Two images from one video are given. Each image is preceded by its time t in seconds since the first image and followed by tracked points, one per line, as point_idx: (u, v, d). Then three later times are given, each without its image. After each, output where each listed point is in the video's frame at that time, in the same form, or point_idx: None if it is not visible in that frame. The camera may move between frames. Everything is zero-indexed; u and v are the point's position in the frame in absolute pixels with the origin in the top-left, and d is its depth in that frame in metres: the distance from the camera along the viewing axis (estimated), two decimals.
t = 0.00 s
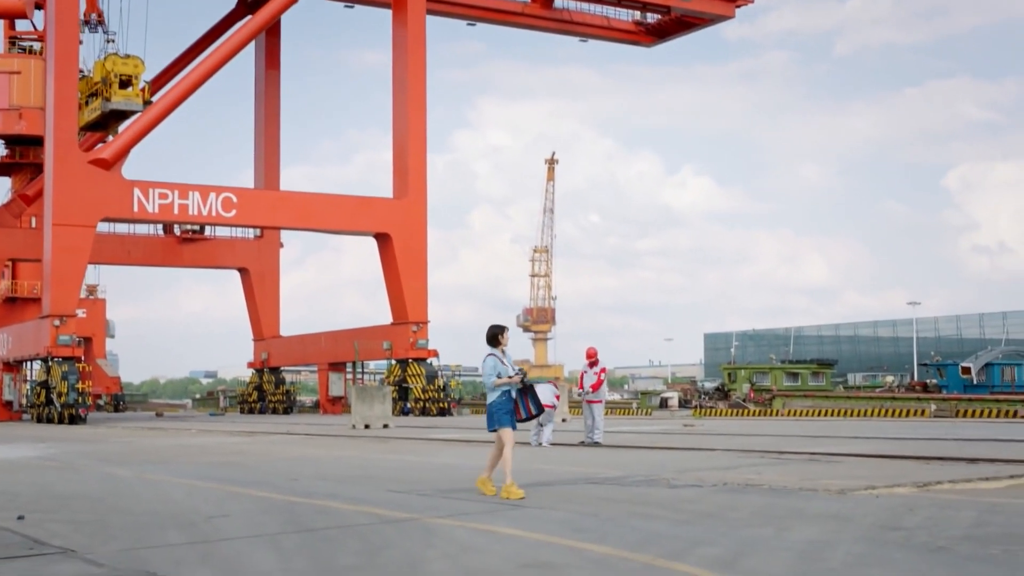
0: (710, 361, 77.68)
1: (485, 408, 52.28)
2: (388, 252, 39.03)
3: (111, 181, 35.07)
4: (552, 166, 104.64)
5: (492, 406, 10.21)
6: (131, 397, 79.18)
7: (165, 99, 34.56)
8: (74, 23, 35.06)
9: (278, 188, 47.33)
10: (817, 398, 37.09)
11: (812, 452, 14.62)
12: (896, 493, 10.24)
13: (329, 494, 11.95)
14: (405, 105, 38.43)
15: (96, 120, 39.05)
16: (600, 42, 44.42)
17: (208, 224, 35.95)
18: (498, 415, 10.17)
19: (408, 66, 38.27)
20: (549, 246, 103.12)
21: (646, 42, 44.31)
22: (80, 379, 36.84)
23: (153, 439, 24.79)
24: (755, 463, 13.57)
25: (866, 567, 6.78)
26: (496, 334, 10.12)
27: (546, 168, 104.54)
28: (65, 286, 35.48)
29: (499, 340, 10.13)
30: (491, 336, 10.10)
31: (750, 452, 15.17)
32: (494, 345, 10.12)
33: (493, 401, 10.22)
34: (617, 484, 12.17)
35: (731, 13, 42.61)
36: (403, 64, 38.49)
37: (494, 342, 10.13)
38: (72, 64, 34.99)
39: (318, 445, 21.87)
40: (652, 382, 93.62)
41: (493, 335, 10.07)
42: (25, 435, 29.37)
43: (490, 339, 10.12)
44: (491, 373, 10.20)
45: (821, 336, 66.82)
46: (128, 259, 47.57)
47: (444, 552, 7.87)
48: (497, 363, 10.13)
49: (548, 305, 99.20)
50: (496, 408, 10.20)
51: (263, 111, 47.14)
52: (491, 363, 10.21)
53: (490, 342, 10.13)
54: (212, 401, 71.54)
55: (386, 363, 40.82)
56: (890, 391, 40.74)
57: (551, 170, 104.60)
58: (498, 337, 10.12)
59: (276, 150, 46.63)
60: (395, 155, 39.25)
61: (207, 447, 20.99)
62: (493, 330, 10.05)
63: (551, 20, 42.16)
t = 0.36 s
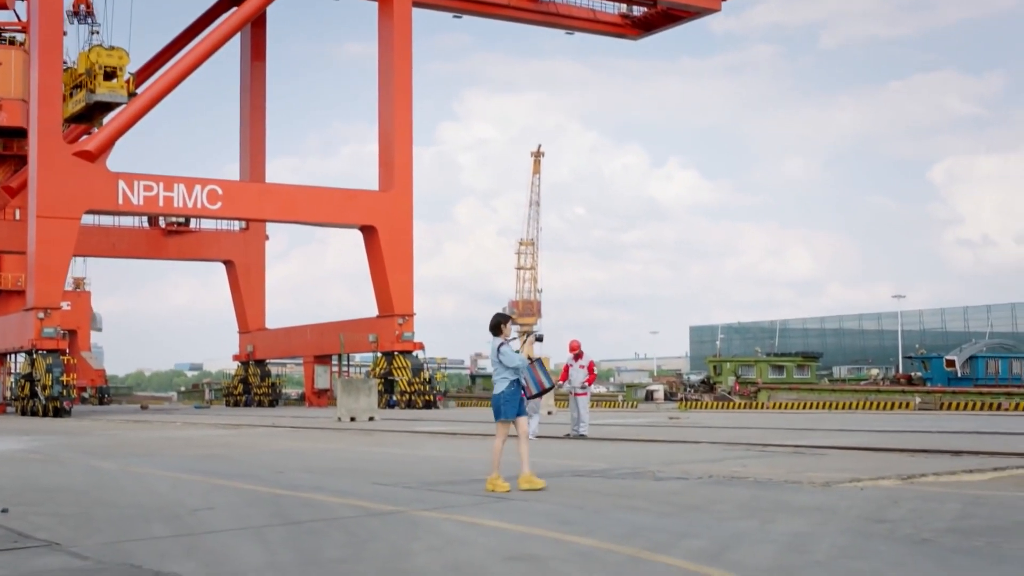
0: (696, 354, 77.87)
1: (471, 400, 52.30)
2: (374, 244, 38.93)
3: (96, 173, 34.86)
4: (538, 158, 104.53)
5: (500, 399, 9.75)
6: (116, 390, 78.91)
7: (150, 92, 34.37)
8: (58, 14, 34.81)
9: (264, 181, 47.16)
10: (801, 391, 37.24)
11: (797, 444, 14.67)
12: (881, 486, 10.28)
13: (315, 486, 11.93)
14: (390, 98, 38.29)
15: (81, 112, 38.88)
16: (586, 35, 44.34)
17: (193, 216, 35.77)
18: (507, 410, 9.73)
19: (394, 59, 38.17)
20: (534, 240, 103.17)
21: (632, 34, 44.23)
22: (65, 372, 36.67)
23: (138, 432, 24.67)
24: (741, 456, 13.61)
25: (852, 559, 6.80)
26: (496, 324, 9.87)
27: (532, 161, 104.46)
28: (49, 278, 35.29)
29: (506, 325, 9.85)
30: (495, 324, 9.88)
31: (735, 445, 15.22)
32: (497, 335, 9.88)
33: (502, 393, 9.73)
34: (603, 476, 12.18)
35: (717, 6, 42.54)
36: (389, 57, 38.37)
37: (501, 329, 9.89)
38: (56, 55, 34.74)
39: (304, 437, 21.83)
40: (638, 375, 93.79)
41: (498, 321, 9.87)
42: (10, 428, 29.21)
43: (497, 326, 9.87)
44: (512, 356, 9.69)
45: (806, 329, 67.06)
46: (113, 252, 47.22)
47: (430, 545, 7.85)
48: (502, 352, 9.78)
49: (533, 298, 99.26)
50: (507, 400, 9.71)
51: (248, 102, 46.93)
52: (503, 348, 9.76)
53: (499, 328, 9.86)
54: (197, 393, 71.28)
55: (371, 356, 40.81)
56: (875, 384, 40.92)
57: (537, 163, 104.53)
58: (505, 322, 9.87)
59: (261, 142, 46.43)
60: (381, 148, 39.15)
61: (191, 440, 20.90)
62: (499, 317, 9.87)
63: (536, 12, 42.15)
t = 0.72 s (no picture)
0: (681, 349, 77.97)
1: (456, 395, 52.28)
2: (358, 239, 38.85)
3: (80, 168, 34.64)
4: (523, 153, 104.47)
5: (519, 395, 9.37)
6: (99, 385, 78.58)
7: (135, 84, 34.17)
8: (42, 7, 34.56)
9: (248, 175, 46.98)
10: (786, 386, 37.36)
11: (782, 439, 14.71)
12: (865, 480, 10.30)
13: (300, 481, 11.88)
14: (376, 92, 38.20)
15: (64, 106, 38.60)
16: (571, 30, 44.27)
17: (178, 211, 35.54)
18: (528, 404, 9.34)
19: (379, 53, 38.04)
20: (519, 234, 103.19)
21: (617, 30, 44.16)
22: (48, 367, 36.40)
23: (122, 427, 24.57)
24: (724, 451, 13.63)
25: (835, 553, 6.81)
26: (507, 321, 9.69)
27: (517, 156, 104.43)
28: (33, 273, 35.11)
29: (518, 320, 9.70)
30: (507, 321, 9.70)
31: (719, 439, 15.24)
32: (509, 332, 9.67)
33: (521, 388, 9.37)
34: (588, 471, 12.17)
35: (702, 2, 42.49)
36: (373, 52, 38.26)
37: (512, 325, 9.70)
38: (39, 49, 34.50)
39: (288, 432, 21.78)
40: (623, 370, 93.86)
41: (510, 317, 9.68)
42: None
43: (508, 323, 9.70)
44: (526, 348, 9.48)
45: (790, 324, 67.29)
46: (97, 247, 46.93)
47: (415, 539, 7.83)
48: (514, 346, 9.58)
49: (519, 293, 99.17)
50: (527, 393, 9.36)
51: (232, 97, 46.74)
52: (516, 342, 9.54)
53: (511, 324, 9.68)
54: (181, 388, 71.03)
55: (356, 350, 40.79)
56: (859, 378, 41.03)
57: (523, 158, 104.45)
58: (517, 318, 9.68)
59: (246, 136, 46.25)
60: (366, 143, 39.06)
61: (175, 435, 20.82)
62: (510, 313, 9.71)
63: (522, 7, 42.12)
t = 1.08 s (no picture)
0: (660, 345, 78.21)
1: (435, 391, 52.23)
2: (338, 234, 38.70)
3: (58, 162, 34.32)
4: (503, 149, 104.39)
5: (522, 390, 9.34)
6: (77, 381, 78.09)
7: (114, 78, 33.91)
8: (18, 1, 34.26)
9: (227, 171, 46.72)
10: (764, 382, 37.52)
11: (760, 435, 14.75)
12: (843, 476, 10.33)
13: (278, 477, 11.80)
14: (355, 87, 38.05)
15: (41, 100, 38.29)
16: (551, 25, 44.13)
17: (156, 206, 35.26)
18: (532, 400, 9.27)
19: (359, 49, 37.88)
20: (499, 230, 103.11)
21: (597, 26, 44.03)
22: (24, 363, 36.24)
23: (99, 423, 24.41)
24: (703, 447, 13.63)
25: (814, 549, 6.81)
26: (510, 313, 9.53)
27: (497, 152, 104.34)
28: (10, 268, 34.78)
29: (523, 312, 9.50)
30: (509, 315, 9.53)
31: (698, 435, 15.26)
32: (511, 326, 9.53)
33: (524, 384, 9.32)
34: (568, 467, 12.15)
35: None
36: (353, 47, 38.11)
37: (515, 319, 9.55)
38: (16, 42, 34.22)
39: (267, 428, 21.69)
40: (602, 366, 94.06)
41: (512, 311, 9.53)
42: None
43: (511, 316, 9.53)
44: (531, 343, 9.36)
45: (769, 320, 67.61)
46: (75, 242, 46.47)
47: (394, 535, 7.78)
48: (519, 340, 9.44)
49: (498, 289, 99.13)
50: (530, 390, 9.31)
51: (211, 92, 46.47)
52: (520, 337, 9.42)
53: (515, 318, 9.50)
54: (159, 384, 70.65)
55: (334, 346, 40.78)
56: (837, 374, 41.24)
57: (502, 153, 104.36)
58: (520, 312, 9.53)
59: (224, 132, 45.98)
60: (346, 139, 38.91)
61: (153, 431, 20.69)
62: (513, 307, 9.55)
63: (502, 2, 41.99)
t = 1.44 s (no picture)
0: (637, 342, 78.36)
1: (412, 387, 52.13)
2: (314, 231, 38.52)
3: (32, 158, 33.94)
4: (481, 145, 104.27)
5: (511, 383, 9.30)
6: (51, 378, 77.44)
7: (91, 71, 33.61)
8: None
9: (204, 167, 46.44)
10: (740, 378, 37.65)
11: (737, 432, 14.76)
12: (819, 472, 10.35)
13: (254, 474, 11.71)
14: (332, 83, 37.89)
15: (15, 95, 37.88)
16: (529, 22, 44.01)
17: (132, 202, 34.98)
18: (519, 396, 9.25)
19: (335, 45, 37.70)
20: (476, 227, 103.00)
21: (575, 23, 43.92)
22: None
23: (74, 420, 24.19)
24: (680, 444, 13.64)
25: (790, 545, 6.81)
26: (505, 306, 9.48)
27: (474, 148, 104.16)
28: None
29: (517, 303, 9.44)
30: (503, 307, 9.51)
31: (675, 432, 15.26)
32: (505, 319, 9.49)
33: (513, 378, 9.28)
34: (544, 464, 12.12)
35: None
36: (330, 43, 37.93)
37: (512, 312, 9.50)
38: None
39: (244, 425, 21.58)
40: (578, 363, 94.08)
41: (507, 303, 9.49)
42: None
43: (506, 308, 9.49)
44: (523, 340, 9.29)
45: (745, 317, 67.85)
46: (49, 237, 45.94)
47: (370, 532, 7.72)
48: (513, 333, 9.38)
49: (474, 286, 98.96)
50: (519, 385, 9.26)
51: (187, 88, 46.17)
52: (514, 332, 9.35)
53: (508, 310, 9.47)
54: (135, 380, 70.19)
55: (310, 343, 40.67)
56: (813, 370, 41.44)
57: (479, 150, 104.13)
58: (515, 305, 9.48)
59: (201, 128, 45.68)
60: (322, 135, 38.74)
61: (128, 428, 20.54)
62: (508, 297, 9.53)
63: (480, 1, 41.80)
